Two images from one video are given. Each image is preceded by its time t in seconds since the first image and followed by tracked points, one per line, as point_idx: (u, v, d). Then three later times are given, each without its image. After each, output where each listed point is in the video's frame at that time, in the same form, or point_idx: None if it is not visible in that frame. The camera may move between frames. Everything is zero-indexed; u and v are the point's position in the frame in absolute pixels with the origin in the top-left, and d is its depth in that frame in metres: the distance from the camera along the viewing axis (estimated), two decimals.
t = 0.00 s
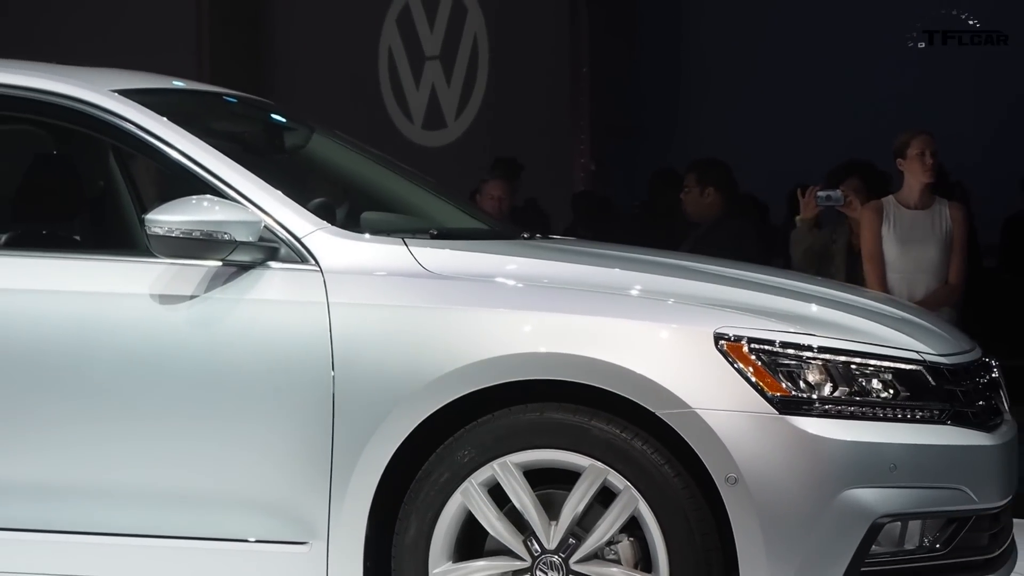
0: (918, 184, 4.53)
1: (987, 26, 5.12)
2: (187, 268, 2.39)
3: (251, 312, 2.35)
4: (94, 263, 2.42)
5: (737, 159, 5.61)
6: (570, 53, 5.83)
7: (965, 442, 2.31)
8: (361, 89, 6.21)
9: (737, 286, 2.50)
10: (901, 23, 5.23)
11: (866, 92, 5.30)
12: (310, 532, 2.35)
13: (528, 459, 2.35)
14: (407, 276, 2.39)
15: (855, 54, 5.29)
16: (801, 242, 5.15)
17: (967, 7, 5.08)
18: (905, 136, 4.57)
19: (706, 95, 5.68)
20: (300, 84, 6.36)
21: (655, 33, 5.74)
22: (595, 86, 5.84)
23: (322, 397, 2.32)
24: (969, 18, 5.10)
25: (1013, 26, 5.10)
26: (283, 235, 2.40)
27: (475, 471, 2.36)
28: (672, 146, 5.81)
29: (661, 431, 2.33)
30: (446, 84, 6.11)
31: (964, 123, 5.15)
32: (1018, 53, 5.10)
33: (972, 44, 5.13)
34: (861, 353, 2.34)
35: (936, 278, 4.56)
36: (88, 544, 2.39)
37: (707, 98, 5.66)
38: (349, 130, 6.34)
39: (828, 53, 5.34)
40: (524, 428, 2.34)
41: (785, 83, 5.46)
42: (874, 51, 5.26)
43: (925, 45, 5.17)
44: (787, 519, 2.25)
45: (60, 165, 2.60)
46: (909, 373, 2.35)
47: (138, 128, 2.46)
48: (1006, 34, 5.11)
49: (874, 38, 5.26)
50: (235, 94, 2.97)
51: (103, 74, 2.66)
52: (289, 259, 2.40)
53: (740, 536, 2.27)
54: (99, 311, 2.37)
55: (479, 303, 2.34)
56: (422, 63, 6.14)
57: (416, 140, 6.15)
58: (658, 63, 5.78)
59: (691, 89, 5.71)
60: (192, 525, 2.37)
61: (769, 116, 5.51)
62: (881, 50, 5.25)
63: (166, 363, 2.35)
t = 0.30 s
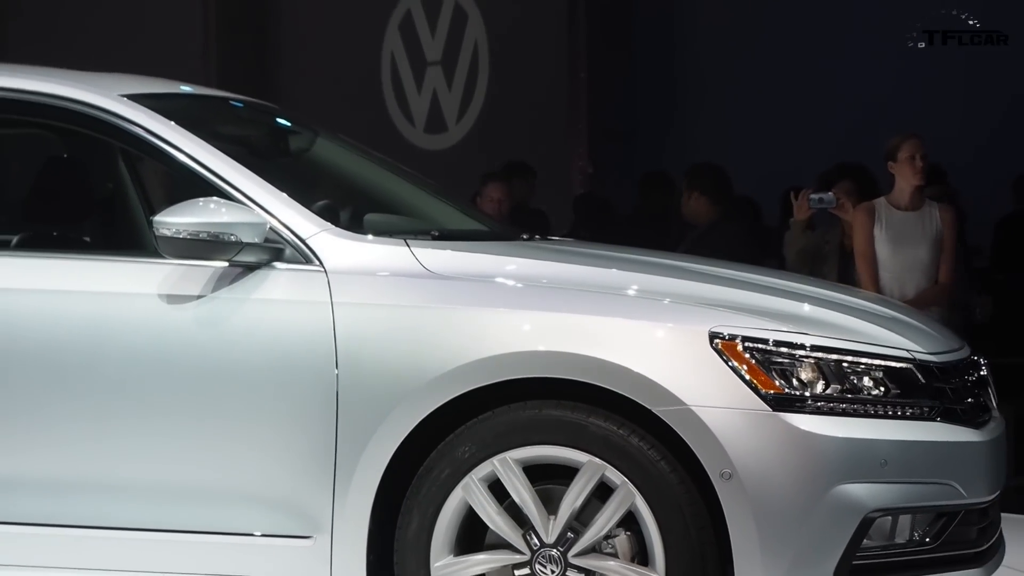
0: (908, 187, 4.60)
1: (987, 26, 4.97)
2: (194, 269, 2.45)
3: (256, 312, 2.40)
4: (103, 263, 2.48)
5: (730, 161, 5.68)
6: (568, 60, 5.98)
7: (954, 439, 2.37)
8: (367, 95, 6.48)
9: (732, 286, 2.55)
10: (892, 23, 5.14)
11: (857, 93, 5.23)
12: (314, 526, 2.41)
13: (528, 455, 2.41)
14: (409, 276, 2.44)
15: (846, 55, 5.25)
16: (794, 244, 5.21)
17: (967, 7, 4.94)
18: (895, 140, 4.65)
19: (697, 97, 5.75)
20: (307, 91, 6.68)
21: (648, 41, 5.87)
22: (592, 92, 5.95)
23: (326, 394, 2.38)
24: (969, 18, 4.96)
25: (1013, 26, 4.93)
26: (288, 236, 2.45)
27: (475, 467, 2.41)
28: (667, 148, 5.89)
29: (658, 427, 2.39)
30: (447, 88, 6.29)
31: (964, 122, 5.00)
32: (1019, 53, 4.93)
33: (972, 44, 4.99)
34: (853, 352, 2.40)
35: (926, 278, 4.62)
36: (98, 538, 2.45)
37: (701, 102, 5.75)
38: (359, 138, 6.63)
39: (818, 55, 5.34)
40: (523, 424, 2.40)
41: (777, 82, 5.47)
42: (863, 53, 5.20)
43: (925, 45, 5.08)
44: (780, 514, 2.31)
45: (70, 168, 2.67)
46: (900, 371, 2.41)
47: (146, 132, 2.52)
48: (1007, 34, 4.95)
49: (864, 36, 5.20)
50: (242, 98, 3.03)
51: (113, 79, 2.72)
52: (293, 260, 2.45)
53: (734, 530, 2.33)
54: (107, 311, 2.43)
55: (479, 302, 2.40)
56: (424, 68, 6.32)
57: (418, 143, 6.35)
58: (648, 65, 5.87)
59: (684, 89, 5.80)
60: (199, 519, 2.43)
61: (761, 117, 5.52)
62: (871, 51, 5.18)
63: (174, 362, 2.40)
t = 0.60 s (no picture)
0: (898, 191, 4.65)
1: (987, 26, 5.06)
2: (201, 270, 2.51)
3: (262, 311, 2.46)
4: (113, 264, 2.54)
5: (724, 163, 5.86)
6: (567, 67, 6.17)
7: (943, 435, 2.43)
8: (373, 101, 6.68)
9: (727, 287, 2.61)
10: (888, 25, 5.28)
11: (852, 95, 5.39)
12: (318, 521, 2.46)
13: (527, 452, 2.46)
14: (411, 277, 2.50)
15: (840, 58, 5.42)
16: (788, 247, 5.23)
17: (967, 7, 5.04)
18: (884, 145, 4.72)
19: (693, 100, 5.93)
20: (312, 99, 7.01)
21: (649, 46, 6.01)
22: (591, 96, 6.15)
23: (331, 392, 2.44)
24: (968, 18, 5.07)
25: (1014, 25, 5.00)
26: (293, 238, 2.52)
27: (476, 463, 2.47)
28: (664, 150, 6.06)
29: (654, 425, 2.44)
30: (449, 93, 6.44)
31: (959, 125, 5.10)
32: (1018, 53, 4.99)
33: (972, 44, 5.08)
34: (844, 351, 2.46)
35: (916, 277, 4.65)
36: (107, 532, 2.51)
37: (698, 105, 5.92)
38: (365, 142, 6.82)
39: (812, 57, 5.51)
40: (523, 422, 2.46)
41: (768, 86, 5.65)
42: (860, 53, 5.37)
43: (926, 45, 5.20)
44: (774, 509, 2.36)
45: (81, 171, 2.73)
46: (890, 370, 2.47)
47: (155, 136, 2.57)
48: (1007, 34, 5.02)
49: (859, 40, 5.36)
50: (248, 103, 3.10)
51: (123, 84, 2.78)
52: (298, 261, 2.51)
53: (728, 526, 2.39)
54: (116, 311, 2.49)
55: (480, 302, 2.45)
56: (426, 74, 6.49)
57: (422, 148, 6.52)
58: (645, 67, 6.03)
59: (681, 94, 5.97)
60: (205, 514, 2.49)
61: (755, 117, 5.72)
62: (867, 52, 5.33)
63: (182, 361, 2.46)
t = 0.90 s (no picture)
0: (884, 194, 4.88)
1: (987, 26, 5.24)
2: (211, 270, 2.59)
3: (269, 310, 2.54)
4: (125, 265, 2.62)
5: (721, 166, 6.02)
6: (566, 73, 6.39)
7: (929, 430, 2.51)
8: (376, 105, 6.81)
9: (719, 287, 2.70)
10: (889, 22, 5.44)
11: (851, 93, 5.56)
12: (324, 513, 2.55)
13: (526, 446, 2.55)
14: (413, 277, 2.59)
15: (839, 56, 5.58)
16: (779, 249, 5.42)
17: (967, 7, 5.21)
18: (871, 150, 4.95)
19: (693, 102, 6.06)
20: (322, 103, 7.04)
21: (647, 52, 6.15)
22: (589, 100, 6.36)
23: (336, 388, 2.52)
24: (968, 18, 5.24)
25: (1013, 26, 5.19)
26: (300, 239, 2.60)
27: (477, 457, 2.55)
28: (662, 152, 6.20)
29: (649, 421, 2.53)
30: (451, 99, 6.64)
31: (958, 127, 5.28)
32: (1018, 52, 5.17)
33: (972, 43, 5.26)
34: (833, 349, 2.54)
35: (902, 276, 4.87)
36: (120, 524, 2.60)
37: (694, 109, 6.07)
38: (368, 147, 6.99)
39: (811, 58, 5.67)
40: (522, 417, 2.54)
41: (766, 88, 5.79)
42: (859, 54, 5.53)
43: (926, 44, 5.36)
44: (764, 502, 2.44)
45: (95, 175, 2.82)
46: (878, 367, 2.55)
47: (166, 140, 2.66)
48: (1006, 34, 5.20)
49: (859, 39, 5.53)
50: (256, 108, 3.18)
51: (134, 90, 2.86)
52: (305, 261, 2.60)
53: (721, 518, 2.47)
54: (130, 311, 2.57)
55: (481, 302, 2.54)
56: (429, 80, 6.69)
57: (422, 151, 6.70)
58: (644, 69, 6.17)
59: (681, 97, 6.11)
60: (214, 506, 2.57)
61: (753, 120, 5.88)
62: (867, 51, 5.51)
63: (192, 358, 2.54)
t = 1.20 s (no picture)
0: (872, 199, 4.84)
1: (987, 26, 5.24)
2: (219, 272, 2.67)
3: (275, 311, 2.62)
4: (135, 267, 2.70)
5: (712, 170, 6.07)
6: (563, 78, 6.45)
7: (916, 427, 2.59)
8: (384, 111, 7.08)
9: (713, 289, 2.78)
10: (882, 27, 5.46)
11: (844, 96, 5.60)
12: (329, 508, 2.62)
13: (526, 443, 2.62)
14: (416, 278, 2.66)
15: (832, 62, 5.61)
16: (774, 251, 5.49)
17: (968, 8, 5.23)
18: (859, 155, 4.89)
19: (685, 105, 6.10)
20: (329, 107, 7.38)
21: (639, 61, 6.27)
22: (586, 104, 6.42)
23: (340, 386, 2.59)
24: (969, 18, 5.25)
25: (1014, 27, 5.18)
26: (305, 243, 2.68)
27: (477, 454, 2.63)
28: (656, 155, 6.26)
29: (645, 418, 2.60)
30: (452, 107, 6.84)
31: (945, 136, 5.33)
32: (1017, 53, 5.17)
33: (972, 44, 5.26)
34: (823, 349, 2.62)
35: (890, 280, 4.83)
36: (131, 518, 2.67)
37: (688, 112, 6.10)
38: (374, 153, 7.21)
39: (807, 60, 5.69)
40: (521, 414, 2.61)
41: (761, 91, 5.83)
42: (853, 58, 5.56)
43: (925, 45, 5.37)
44: (756, 497, 2.52)
45: (105, 179, 2.90)
46: (867, 366, 2.63)
47: (175, 145, 2.74)
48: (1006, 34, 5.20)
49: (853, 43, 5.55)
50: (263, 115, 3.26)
51: (144, 97, 2.93)
52: (310, 264, 2.67)
53: (714, 513, 2.54)
54: (140, 311, 2.65)
55: (481, 303, 2.61)
56: (431, 87, 6.90)
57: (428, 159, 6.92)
58: (639, 73, 6.27)
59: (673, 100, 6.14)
60: (221, 501, 2.65)
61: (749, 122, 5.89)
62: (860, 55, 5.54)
63: (201, 357, 2.62)
